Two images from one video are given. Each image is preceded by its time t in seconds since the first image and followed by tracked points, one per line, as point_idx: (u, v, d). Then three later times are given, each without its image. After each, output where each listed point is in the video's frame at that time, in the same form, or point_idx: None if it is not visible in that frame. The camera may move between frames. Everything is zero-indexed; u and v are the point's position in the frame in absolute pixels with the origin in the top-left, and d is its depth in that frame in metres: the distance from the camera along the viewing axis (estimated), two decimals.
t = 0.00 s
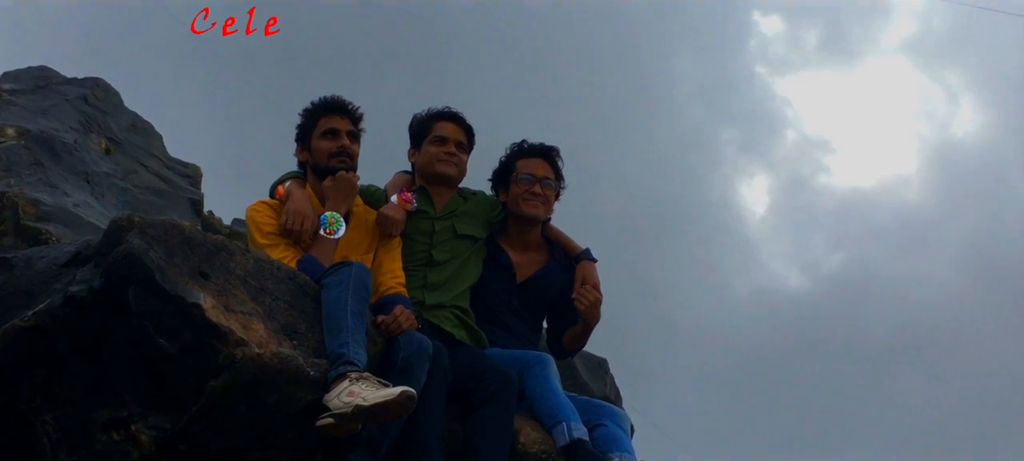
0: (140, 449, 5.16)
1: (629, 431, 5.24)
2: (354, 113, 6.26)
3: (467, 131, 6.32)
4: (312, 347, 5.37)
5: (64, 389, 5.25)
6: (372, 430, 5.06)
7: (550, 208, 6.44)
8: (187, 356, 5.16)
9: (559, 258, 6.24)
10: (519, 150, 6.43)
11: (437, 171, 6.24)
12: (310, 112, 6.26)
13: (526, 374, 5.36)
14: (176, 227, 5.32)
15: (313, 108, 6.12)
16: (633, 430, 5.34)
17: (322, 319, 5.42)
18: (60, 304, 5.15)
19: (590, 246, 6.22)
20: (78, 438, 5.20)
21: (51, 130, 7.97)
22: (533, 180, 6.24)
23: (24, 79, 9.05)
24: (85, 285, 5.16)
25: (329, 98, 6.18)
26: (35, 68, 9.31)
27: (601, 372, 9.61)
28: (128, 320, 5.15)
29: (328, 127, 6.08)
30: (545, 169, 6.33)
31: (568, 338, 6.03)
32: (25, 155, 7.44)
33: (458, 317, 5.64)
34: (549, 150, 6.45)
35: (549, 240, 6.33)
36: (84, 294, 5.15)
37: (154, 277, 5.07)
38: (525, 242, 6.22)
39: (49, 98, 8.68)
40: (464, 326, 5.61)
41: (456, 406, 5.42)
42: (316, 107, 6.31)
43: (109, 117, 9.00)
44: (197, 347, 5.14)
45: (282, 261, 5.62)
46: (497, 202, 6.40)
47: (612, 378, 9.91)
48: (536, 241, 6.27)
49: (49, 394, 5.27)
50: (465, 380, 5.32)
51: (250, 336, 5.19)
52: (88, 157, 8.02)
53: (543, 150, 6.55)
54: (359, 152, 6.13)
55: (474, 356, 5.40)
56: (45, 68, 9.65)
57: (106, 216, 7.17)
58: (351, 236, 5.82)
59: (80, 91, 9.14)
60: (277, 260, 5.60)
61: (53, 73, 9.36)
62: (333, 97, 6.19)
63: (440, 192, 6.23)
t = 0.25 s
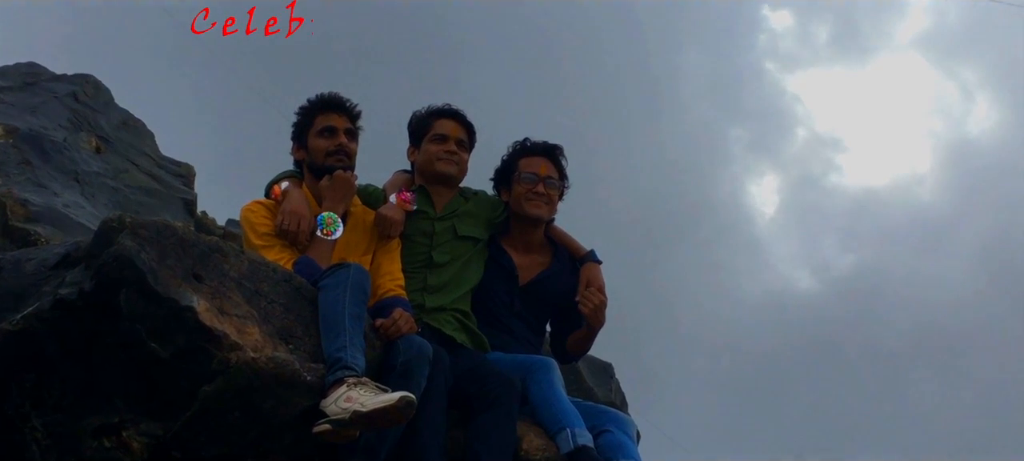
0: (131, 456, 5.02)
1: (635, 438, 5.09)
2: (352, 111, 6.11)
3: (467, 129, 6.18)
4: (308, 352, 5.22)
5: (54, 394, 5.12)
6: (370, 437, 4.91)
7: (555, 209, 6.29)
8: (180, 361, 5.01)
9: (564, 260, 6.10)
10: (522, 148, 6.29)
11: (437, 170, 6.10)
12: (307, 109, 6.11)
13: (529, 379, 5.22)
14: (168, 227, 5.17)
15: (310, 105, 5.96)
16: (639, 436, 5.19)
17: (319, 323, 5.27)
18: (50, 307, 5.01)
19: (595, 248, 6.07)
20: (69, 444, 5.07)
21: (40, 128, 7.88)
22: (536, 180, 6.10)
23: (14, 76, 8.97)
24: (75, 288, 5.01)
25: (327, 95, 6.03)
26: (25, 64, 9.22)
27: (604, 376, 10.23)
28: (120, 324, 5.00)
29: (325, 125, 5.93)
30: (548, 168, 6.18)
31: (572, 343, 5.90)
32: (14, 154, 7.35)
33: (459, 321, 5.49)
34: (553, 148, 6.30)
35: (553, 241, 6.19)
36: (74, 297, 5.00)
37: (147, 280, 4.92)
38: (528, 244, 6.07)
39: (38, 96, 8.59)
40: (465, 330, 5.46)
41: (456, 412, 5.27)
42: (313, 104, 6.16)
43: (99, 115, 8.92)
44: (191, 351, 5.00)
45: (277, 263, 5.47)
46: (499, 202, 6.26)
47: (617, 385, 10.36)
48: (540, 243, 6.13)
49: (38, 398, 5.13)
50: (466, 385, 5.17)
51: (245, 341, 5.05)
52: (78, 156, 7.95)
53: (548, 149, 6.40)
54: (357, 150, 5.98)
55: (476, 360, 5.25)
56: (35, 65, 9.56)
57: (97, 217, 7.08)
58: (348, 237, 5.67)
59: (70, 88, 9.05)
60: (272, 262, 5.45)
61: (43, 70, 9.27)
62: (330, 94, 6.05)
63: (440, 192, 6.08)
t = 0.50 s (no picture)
0: None
1: (641, 445, 4.94)
2: (350, 109, 5.96)
3: (468, 127, 6.04)
4: (305, 356, 5.07)
5: (43, 400, 4.99)
6: (368, 444, 4.76)
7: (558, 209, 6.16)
8: (173, 366, 4.87)
9: (568, 262, 5.97)
10: (524, 147, 6.16)
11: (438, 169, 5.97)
12: (303, 106, 5.97)
13: (531, 385, 5.07)
14: (161, 228, 5.02)
15: (306, 103, 5.82)
16: (645, 444, 5.04)
17: (316, 327, 5.12)
18: (39, 311, 4.86)
19: (599, 250, 5.94)
20: (59, 451, 4.95)
21: (30, 126, 7.82)
22: (540, 180, 5.97)
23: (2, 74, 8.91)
24: (65, 291, 4.87)
25: (324, 92, 5.89)
26: (13, 61, 9.17)
27: (610, 384, 10.14)
28: (111, 328, 4.85)
29: (322, 123, 5.79)
30: (551, 168, 6.06)
31: (576, 348, 5.76)
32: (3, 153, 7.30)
33: (460, 325, 5.35)
34: (556, 147, 6.17)
35: (556, 243, 6.05)
36: (64, 301, 4.86)
37: (138, 283, 4.77)
38: (531, 245, 5.94)
39: (27, 93, 8.55)
40: (467, 334, 5.32)
41: (457, 418, 5.12)
42: (309, 101, 6.01)
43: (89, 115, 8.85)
44: (184, 356, 4.85)
45: (272, 265, 5.32)
46: (501, 202, 6.12)
47: (621, 391, 10.28)
48: (543, 244, 6.00)
49: (26, 405, 5.00)
50: (467, 391, 5.03)
51: (240, 345, 4.90)
52: (68, 156, 7.91)
53: (551, 148, 6.29)
54: (355, 149, 5.84)
55: (477, 365, 5.11)
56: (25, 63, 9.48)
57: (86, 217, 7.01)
58: (346, 238, 5.52)
59: (59, 86, 8.98)
60: (268, 264, 5.31)
61: (31, 67, 9.22)
62: (327, 91, 5.90)
63: (440, 192, 5.94)
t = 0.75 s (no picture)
0: None
1: (648, 452, 4.80)
2: (348, 106, 5.82)
3: (469, 125, 5.91)
4: (301, 361, 4.93)
5: (32, 406, 4.86)
6: (366, 451, 4.62)
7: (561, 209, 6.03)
8: (165, 371, 4.73)
9: (572, 264, 5.84)
10: (527, 145, 6.03)
11: (438, 169, 5.84)
12: (300, 103, 5.83)
13: (534, 390, 4.93)
14: (153, 230, 4.87)
15: (303, 100, 5.68)
16: (652, 451, 4.90)
17: (312, 331, 4.98)
18: (28, 314, 4.72)
19: (604, 251, 5.81)
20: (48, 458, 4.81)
21: (20, 125, 7.76)
22: (543, 179, 5.83)
23: None
24: (55, 294, 4.73)
25: (321, 89, 5.75)
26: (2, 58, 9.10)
27: (616, 389, 10.01)
28: (102, 333, 4.71)
29: (319, 121, 5.65)
30: (555, 167, 5.93)
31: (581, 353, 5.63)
32: None
33: (462, 328, 5.22)
34: (560, 145, 6.04)
35: (560, 244, 5.92)
36: (53, 304, 4.71)
37: (130, 285, 4.63)
38: (534, 247, 5.81)
39: (18, 91, 8.48)
40: (468, 338, 5.19)
41: (458, 425, 4.98)
42: (306, 98, 5.87)
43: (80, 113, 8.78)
44: (176, 361, 4.72)
45: (268, 267, 5.17)
46: (503, 203, 5.99)
47: (627, 396, 10.14)
48: (547, 246, 5.87)
49: (15, 410, 4.89)
50: (469, 397, 4.89)
51: (234, 350, 4.76)
52: (58, 155, 7.85)
53: (555, 146, 6.15)
54: (353, 147, 5.70)
55: (478, 370, 4.96)
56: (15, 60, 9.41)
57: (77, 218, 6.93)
58: (344, 239, 5.38)
59: (49, 83, 8.93)
60: (263, 267, 5.16)
61: (22, 64, 9.16)
62: (325, 88, 5.76)
63: (440, 192, 5.82)
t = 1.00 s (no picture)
0: None
1: None
2: (346, 105, 5.69)
3: (471, 124, 5.80)
4: (298, 367, 4.80)
5: (21, 413, 4.72)
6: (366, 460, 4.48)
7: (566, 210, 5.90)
8: (159, 377, 4.60)
9: (578, 266, 5.73)
10: (530, 145, 5.91)
11: (439, 169, 5.71)
12: (297, 102, 5.69)
13: (538, 397, 4.80)
14: (146, 232, 4.73)
15: (300, 98, 5.54)
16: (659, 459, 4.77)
17: (310, 335, 4.84)
18: (17, 319, 4.58)
19: (610, 253, 5.70)
20: None
21: (11, 124, 7.69)
22: (548, 179, 5.70)
23: None
24: (45, 298, 4.59)
25: (319, 87, 5.61)
26: None
27: (623, 397, 9.97)
28: (94, 338, 4.58)
29: (317, 119, 5.51)
30: (559, 167, 5.81)
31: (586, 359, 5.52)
32: None
33: (464, 334, 5.11)
34: (564, 144, 5.91)
35: (565, 246, 5.81)
36: (44, 308, 4.58)
37: (122, 289, 4.49)
38: (538, 249, 5.69)
39: (8, 89, 8.42)
40: (471, 343, 5.09)
41: (460, 432, 4.84)
42: (303, 97, 5.74)
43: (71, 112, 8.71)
44: (170, 367, 4.58)
45: (264, 270, 5.03)
46: (506, 204, 5.87)
47: (634, 403, 10.09)
48: (551, 248, 5.75)
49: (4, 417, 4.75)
50: (471, 404, 4.76)
51: (229, 355, 4.62)
52: (50, 155, 7.79)
53: (558, 146, 6.03)
54: (352, 147, 5.56)
55: (481, 375, 4.83)
56: (7, 58, 9.35)
57: (68, 219, 6.84)
58: (342, 242, 5.25)
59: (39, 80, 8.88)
60: (259, 270, 5.02)
61: (12, 62, 9.10)
62: (323, 86, 5.63)
63: (441, 193, 5.70)
